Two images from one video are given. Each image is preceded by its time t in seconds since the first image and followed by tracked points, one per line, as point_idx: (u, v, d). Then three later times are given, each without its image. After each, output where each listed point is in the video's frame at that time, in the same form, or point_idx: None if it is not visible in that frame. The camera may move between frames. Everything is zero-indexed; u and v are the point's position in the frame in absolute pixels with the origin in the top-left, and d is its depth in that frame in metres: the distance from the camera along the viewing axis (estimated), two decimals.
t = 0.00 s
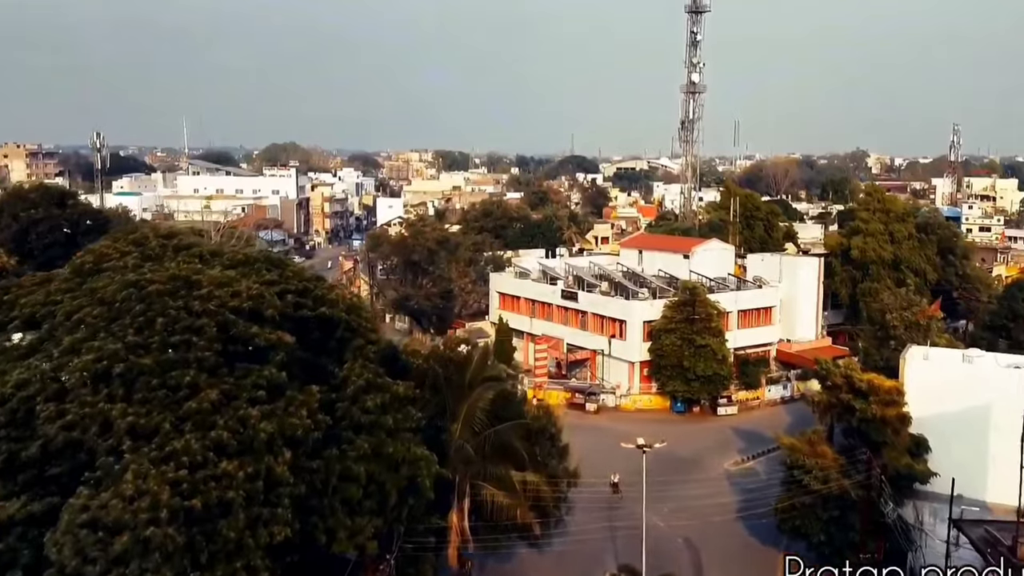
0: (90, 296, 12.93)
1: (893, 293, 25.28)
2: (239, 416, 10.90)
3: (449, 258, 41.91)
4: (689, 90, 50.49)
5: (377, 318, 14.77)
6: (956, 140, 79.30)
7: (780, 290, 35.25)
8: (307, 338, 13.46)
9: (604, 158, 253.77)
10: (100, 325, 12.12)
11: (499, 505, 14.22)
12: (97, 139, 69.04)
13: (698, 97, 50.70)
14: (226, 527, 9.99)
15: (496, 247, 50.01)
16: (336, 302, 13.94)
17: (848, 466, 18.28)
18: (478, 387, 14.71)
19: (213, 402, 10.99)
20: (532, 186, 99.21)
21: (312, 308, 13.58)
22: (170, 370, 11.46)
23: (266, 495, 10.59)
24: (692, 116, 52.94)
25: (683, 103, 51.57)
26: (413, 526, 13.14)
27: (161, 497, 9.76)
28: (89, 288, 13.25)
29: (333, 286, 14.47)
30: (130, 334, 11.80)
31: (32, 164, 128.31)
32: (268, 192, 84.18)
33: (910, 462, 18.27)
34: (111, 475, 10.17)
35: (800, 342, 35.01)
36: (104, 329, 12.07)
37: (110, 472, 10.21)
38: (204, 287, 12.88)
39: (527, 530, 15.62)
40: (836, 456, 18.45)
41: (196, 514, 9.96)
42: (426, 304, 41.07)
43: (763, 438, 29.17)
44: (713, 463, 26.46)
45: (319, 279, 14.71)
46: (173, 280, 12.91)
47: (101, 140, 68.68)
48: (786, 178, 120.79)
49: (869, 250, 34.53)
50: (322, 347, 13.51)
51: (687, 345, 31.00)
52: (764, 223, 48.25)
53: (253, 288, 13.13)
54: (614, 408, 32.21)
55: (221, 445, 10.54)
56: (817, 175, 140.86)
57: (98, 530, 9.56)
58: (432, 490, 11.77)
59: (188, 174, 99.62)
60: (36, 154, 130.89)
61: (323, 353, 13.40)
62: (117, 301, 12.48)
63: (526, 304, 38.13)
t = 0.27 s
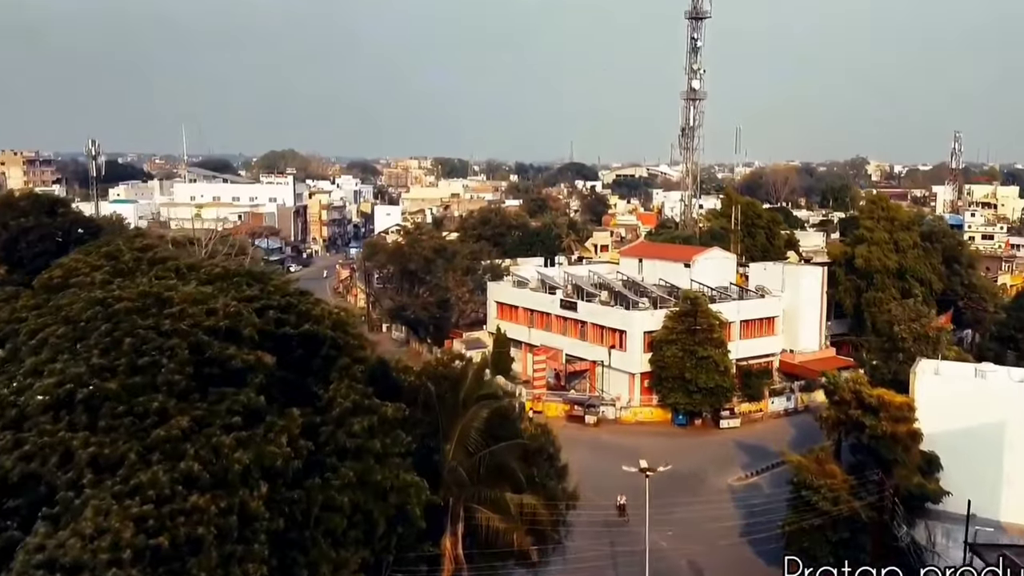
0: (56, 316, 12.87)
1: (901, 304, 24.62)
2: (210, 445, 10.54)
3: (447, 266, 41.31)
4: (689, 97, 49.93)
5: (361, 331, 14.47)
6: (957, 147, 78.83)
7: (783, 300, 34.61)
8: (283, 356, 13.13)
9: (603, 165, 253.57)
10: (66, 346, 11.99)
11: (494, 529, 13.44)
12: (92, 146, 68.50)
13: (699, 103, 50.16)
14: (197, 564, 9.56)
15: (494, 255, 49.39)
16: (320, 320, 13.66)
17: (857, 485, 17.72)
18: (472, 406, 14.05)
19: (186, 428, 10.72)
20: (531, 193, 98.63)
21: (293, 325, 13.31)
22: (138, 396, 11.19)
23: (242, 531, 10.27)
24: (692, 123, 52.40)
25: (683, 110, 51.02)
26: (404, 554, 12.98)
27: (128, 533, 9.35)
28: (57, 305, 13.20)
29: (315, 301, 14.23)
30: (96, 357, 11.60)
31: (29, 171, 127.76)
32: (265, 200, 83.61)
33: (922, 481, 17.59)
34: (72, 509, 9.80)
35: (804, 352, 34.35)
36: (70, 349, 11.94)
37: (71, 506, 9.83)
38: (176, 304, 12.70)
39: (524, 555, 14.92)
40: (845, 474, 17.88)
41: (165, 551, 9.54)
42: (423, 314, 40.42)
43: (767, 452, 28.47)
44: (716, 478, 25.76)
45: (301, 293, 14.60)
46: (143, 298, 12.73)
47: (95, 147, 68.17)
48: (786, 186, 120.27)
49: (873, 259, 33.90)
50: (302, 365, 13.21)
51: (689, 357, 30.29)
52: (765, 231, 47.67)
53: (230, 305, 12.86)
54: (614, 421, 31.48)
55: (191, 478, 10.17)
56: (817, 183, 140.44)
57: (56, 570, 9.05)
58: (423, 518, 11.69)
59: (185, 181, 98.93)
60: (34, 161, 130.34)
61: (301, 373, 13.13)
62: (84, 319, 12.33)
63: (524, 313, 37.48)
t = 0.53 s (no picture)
0: (20, 333, 12.52)
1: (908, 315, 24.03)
2: (183, 475, 10.08)
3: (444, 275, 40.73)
4: (689, 103, 49.47)
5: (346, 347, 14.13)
6: (958, 155, 78.44)
7: (786, 309, 34.01)
8: (265, 374, 12.78)
9: (603, 172, 253.50)
10: (30, 365, 11.62)
11: (489, 554, 12.78)
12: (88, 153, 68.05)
13: (699, 110, 49.69)
14: None
15: (492, 263, 48.82)
16: (303, 336, 13.32)
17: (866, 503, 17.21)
18: (467, 425, 13.53)
19: (156, 455, 10.29)
20: (529, 200, 98.16)
21: (275, 342, 12.97)
22: (105, 421, 10.76)
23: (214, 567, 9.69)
24: (693, 129, 51.93)
25: (683, 117, 50.55)
26: None
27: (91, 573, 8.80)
28: (22, 320, 12.83)
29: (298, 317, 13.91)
30: (62, 378, 11.19)
31: (26, 178, 127.33)
32: (262, 207, 83.12)
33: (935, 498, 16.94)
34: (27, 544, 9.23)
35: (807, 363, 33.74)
36: (34, 369, 11.58)
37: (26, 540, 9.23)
38: (146, 321, 12.19)
39: None
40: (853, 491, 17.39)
41: None
42: (420, 323, 39.81)
43: (770, 465, 27.83)
44: (718, 493, 25.13)
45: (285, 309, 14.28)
46: (112, 313, 12.31)
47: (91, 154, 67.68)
48: (786, 192, 119.90)
49: (878, 268, 33.34)
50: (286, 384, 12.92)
51: (690, 368, 29.64)
52: (767, 239, 47.15)
53: (205, 322, 12.45)
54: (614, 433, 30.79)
55: (161, 511, 9.72)
56: (816, 190, 140.05)
57: None
58: (413, 546, 11.33)
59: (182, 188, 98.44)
60: (31, 168, 129.90)
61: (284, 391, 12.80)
62: (48, 337, 11.96)
63: (522, 322, 36.88)
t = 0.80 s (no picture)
0: None
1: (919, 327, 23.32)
2: (143, 514, 9.48)
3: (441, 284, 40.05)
4: (689, 110, 48.91)
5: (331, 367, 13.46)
6: (960, 163, 78.07)
7: (790, 320, 33.31)
8: (242, 397, 12.08)
9: (603, 180, 253.69)
10: None
11: None
12: (82, 161, 67.42)
13: (700, 117, 49.11)
14: None
15: (490, 272, 48.12)
16: (283, 356, 12.65)
17: (878, 525, 16.42)
18: (460, 448, 13.03)
19: (116, 490, 9.73)
20: (528, 208, 97.64)
21: (252, 362, 12.28)
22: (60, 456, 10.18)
23: None
24: (693, 136, 51.37)
25: (684, 124, 49.97)
26: None
27: None
28: None
29: (279, 335, 13.21)
30: (13, 409, 10.55)
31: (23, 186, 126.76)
32: (259, 214, 82.52)
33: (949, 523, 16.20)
34: None
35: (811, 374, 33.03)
36: None
37: None
38: (106, 343, 11.45)
39: None
40: (866, 512, 16.63)
41: None
42: (416, 333, 39.11)
43: (774, 480, 27.10)
44: (721, 510, 24.40)
45: (266, 327, 13.59)
46: (71, 334, 11.60)
47: (86, 162, 67.07)
48: (785, 200, 119.50)
49: (883, 277, 32.68)
50: (265, 407, 12.24)
51: (693, 381, 28.89)
52: (768, 247, 46.52)
53: (173, 343, 11.72)
54: (614, 447, 30.03)
55: (117, 555, 9.09)
56: (816, 198, 139.68)
57: None
58: None
59: (179, 196, 97.80)
60: (28, 176, 129.30)
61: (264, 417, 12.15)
62: None
63: (520, 333, 36.16)
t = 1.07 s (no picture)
0: None
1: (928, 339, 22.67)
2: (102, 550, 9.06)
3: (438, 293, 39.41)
4: (690, 117, 48.41)
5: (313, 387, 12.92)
6: (962, 170, 77.56)
7: (793, 329, 32.68)
8: (217, 420, 11.54)
9: (602, 187, 253.53)
10: None
11: None
12: (77, 168, 66.92)
13: (700, 124, 48.61)
14: None
15: (488, 280, 47.47)
16: (262, 377, 12.10)
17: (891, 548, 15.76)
18: (452, 472, 12.54)
19: (73, 527, 9.23)
20: (527, 215, 97.09)
21: (229, 383, 11.77)
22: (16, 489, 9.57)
23: None
24: (693, 143, 50.86)
25: (684, 131, 49.46)
26: None
27: None
28: None
29: (259, 352, 12.59)
30: None
31: (20, 193, 126.27)
32: (256, 222, 81.98)
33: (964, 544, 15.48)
34: None
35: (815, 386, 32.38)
36: None
37: None
38: (64, 366, 10.61)
39: None
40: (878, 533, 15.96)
41: None
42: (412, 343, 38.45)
43: (778, 494, 26.42)
44: (725, 527, 23.69)
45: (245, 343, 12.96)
46: (25, 355, 10.72)
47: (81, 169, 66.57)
48: (785, 207, 119.05)
49: (888, 286, 32.08)
50: (243, 431, 11.75)
51: (695, 393, 28.22)
52: (770, 256, 45.94)
53: (139, 365, 11.01)
54: (614, 460, 29.30)
55: None
56: (816, 205, 139.28)
57: None
58: None
59: (176, 203, 97.24)
60: (26, 183, 128.83)
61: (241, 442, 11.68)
62: None
63: (518, 343, 35.51)
